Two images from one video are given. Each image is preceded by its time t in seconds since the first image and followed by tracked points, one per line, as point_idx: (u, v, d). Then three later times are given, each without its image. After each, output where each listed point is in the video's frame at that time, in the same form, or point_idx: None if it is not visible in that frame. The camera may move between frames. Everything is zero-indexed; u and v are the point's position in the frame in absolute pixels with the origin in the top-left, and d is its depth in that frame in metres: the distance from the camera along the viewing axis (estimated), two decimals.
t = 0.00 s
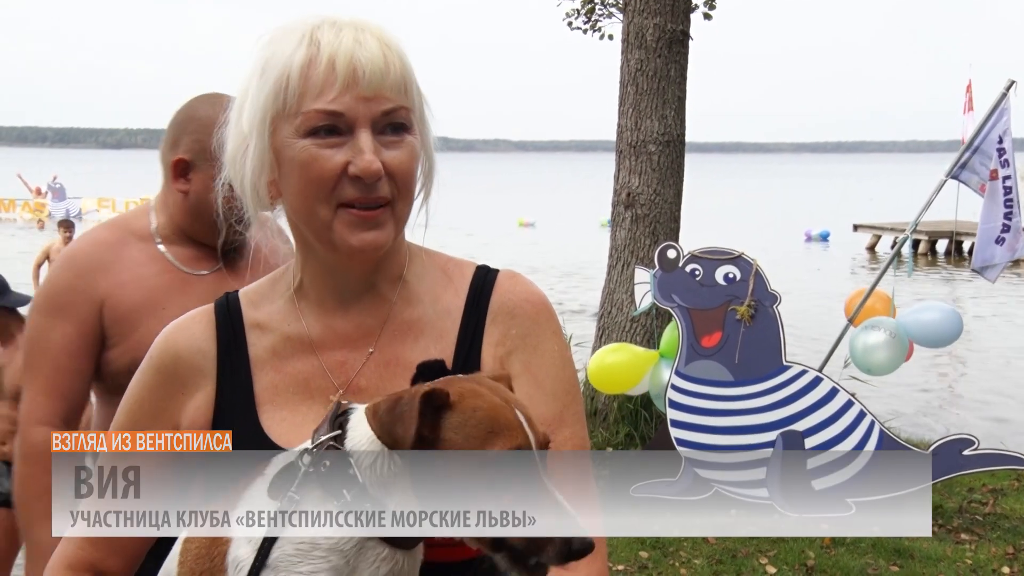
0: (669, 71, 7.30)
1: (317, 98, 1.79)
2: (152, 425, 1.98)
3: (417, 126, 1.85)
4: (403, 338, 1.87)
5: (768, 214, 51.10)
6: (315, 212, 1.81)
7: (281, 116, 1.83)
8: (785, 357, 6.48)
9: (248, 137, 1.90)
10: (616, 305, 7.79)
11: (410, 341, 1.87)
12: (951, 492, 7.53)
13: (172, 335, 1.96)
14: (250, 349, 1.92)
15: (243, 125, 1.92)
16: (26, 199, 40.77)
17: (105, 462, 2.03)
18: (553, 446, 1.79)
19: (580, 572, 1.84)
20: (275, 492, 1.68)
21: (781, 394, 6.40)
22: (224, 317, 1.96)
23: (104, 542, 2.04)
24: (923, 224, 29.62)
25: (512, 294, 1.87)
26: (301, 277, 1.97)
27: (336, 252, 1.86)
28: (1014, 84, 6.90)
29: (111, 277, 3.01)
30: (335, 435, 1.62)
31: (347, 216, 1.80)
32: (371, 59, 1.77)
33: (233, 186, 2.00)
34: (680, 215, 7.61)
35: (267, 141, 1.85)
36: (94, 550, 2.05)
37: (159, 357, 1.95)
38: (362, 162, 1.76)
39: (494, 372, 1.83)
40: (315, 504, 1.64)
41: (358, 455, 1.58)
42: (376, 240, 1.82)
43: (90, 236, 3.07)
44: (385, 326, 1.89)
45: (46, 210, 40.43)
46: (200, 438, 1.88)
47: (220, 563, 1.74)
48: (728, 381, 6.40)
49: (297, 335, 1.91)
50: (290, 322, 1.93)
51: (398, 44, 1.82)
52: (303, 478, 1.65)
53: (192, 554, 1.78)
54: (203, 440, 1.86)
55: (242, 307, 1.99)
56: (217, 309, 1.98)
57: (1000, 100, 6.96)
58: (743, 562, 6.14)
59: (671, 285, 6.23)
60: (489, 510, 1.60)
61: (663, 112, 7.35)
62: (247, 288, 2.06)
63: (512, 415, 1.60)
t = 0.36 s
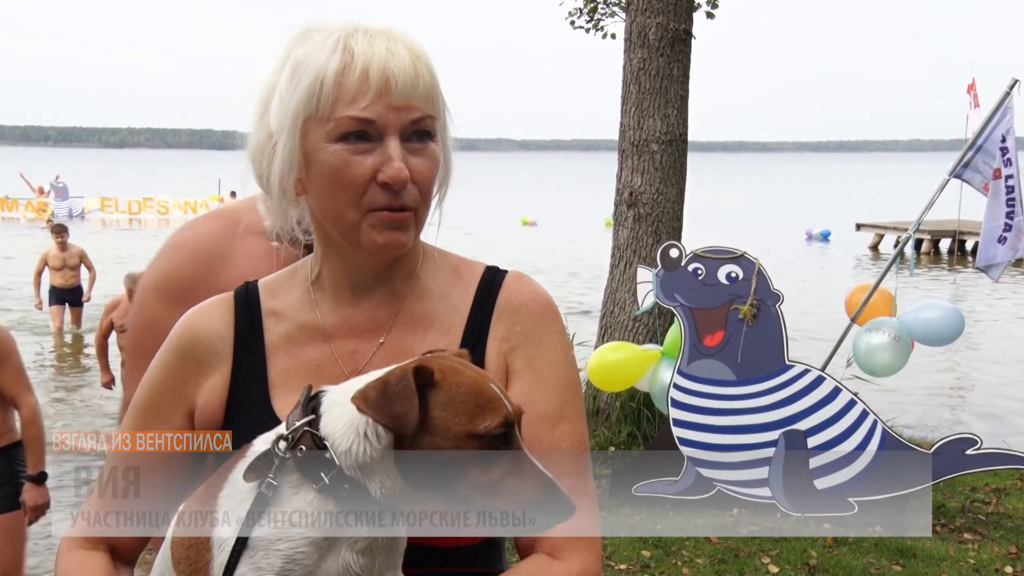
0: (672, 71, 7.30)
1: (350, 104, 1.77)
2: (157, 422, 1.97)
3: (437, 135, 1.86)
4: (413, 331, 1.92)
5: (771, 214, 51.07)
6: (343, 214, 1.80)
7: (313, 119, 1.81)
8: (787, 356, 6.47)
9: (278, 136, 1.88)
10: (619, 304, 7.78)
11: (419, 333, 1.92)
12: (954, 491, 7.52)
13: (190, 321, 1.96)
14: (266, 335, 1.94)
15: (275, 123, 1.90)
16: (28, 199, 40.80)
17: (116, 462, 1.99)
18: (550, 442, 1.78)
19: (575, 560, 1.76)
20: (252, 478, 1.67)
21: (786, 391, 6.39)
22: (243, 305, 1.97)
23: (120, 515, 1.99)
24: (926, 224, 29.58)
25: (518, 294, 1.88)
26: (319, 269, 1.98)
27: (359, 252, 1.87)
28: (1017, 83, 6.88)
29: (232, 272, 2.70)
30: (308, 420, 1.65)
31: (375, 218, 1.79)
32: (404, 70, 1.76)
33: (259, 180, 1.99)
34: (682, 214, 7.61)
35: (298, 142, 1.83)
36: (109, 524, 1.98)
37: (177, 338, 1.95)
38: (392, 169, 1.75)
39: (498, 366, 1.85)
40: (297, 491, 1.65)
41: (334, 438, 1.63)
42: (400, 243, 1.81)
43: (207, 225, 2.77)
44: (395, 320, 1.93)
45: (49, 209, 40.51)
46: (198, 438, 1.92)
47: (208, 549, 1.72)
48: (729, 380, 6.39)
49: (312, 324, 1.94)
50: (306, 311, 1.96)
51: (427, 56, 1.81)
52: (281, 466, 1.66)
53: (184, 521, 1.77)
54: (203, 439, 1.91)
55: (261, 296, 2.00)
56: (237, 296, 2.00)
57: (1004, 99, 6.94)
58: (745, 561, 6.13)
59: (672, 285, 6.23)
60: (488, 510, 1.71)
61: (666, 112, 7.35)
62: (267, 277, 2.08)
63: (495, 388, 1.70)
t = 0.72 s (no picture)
0: (672, 70, 7.30)
1: (318, 111, 1.80)
2: (175, 410, 1.94)
3: (420, 133, 1.81)
4: (424, 327, 1.92)
5: (771, 214, 51.04)
6: (324, 218, 1.82)
7: (298, 128, 1.84)
8: (788, 355, 6.47)
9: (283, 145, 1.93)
10: (619, 303, 7.78)
11: (430, 328, 1.92)
12: (955, 491, 7.51)
13: (210, 311, 1.96)
14: (282, 327, 1.95)
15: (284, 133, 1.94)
16: (28, 199, 40.75)
17: (136, 453, 1.95)
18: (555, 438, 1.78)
19: (570, 557, 1.79)
20: (275, 444, 1.69)
21: (785, 391, 6.40)
22: (263, 300, 1.98)
23: (138, 495, 1.94)
24: (925, 223, 29.57)
25: (525, 295, 1.91)
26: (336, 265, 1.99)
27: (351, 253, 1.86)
28: (1018, 83, 6.88)
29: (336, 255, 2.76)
30: (332, 393, 1.69)
31: (350, 221, 1.79)
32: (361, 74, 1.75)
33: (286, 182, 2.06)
34: (683, 213, 7.61)
35: (288, 151, 1.87)
36: (126, 502, 1.94)
37: (197, 327, 1.95)
38: (358, 173, 1.74)
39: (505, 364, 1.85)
40: (318, 459, 1.67)
41: (360, 410, 1.66)
42: (385, 244, 1.80)
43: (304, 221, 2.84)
44: (406, 317, 1.94)
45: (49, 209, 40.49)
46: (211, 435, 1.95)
47: (228, 517, 1.75)
48: (730, 379, 6.41)
49: (326, 318, 1.95)
50: (321, 305, 1.97)
51: (395, 54, 1.78)
52: (304, 437, 1.69)
53: (209, 502, 1.84)
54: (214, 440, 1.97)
55: (281, 290, 2.01)
56: (258, 291, 2.01)
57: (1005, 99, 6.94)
58: (746, 561, 6.10)
59: (673, 284, 6.25)
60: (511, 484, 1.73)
61: (667, 111, 7.35)
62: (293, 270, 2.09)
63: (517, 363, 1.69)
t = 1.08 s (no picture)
0: (673, 70, 7.30)
1: (353, 113, 1.82)
2: (193, 403, 1.95)
3: (450, 133, 1.86)
4: (436, 326, 1.92)
5: (772, 214, 51.04)
6: (362, 216, 1.83)
7: (328, 129, 1.85)
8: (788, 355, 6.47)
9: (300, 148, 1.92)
10: (620, 303, 7.78)
11: (441, 327, 1.92)
12: (955, 491, 7.51)
13: (229, 308, 1.96)
14: (299, 323, 1.95)
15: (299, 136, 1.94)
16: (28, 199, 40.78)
17: (153, 442, 1.98)
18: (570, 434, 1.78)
19: (581, 554, 1.80)
20: (297, 447, 1.69)
21: (785, 391, 6.41)
22: (279, 297, 1.99)
23: (155, 485, 1.98)
24: (927, 224, 29.53)
25: (537, 295, 1.90)
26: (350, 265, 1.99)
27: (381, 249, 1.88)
28: (1019, 83, 6.87)
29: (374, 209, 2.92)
30: (355, 398, 1.69)
31: (391, 218, 1.81)
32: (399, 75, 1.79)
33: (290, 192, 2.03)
34: (684, 213, 7.61)
35: (314, 153, 1.87)
36: (143, 490, 1.98)
37: (214, 323, 1.96)
38: (399, 170, 1.77)
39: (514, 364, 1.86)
40: (340, 462, 1.67)
41: (386, 415, 1.66)
42: (421, 240, 1.82)
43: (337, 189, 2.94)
44: (420, 315, 1.93)
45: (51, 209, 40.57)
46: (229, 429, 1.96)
47: (250, 512, 1.75)
48: (731, 379, 6.40)
49: (341, 315, 1.95)
50: (337, 303, 1.97)
51: (423, 56, 1.83)
52: (325, 439, 1.68)
53: (226, 497, 1.82)
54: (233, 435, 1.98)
55: (296, 288, 2.01)
56: (275, 288, 2.01)
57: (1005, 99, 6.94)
58: (746, 561, 6.09)
59: (674, 284, 6.25)
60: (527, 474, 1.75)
61: (667, 111, 7.35)
62: (305, 270, 2.09)
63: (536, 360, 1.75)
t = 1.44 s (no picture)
0: (673, 70, 7.29)
1: (394, 112, 1.81)
2: (200, 405, 1.95)
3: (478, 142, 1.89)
4: (446, 327, 1.92)
5: (772, 213, 51.02)
6: (390, 216, 1.82)
7: (360, 125, 1.84)
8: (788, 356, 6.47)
9: (325, 141, 1.90)
10: (621, 303, 7.77)
11: (452, 328, 1.91)
12: (956, 491, 7.51)
13: (239, 308, 1.96)
14: (309, 323, 1.95)
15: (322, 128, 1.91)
16: (28, 198, 40.75)
17: (158, 445, 1.98)
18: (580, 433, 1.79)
19: (592, 553, 1.81)
20: (301, 446, 1.69)
21: (785, 392, 6.40)
22: (288, 296, 1.98)
23: (160, 488, 1.98)
24: (927, 224, 29.51)
25: (547, 296, 1.90)
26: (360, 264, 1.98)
27: (403, 251, 1.88)
28: (1019, 83, 6.87)
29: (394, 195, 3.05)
30: (358, 396, 1.69)
31: (419, 219, 1.80)
32: (446, 77, 1.79)
33: (303, 187, 1.99)
34: (684, 213, 7.60)
35: (344, 146, 1.85)
36: (147, 493, 1.98)
37: (223, 323, 1.95)
38: (436, 173, 1.77)
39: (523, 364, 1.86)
40: (347, 461, 1.67)
41: (389, 410, 1.66)
42: (443, 244, 1.82)
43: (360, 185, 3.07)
44: (431, 316, 1.93)
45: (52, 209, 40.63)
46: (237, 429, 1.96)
47: (259, 514, 1.74)
48: (731, 380, 6.40)
49: (352, 316, 1.95)
50: (347, 303, 1.97)
51: (467, 62, 1.84)
52: (331, 439, 1.68)
53: (237, 500, 1.82)
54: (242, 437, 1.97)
55: (305, 288, 2.01)
56: (283, 288, 2.00)
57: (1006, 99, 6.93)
58: (746, 561, 6.08)
59: (674, 283, 6.24)
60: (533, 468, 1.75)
61: (667, 111, 7.35)
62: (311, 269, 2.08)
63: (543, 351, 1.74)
